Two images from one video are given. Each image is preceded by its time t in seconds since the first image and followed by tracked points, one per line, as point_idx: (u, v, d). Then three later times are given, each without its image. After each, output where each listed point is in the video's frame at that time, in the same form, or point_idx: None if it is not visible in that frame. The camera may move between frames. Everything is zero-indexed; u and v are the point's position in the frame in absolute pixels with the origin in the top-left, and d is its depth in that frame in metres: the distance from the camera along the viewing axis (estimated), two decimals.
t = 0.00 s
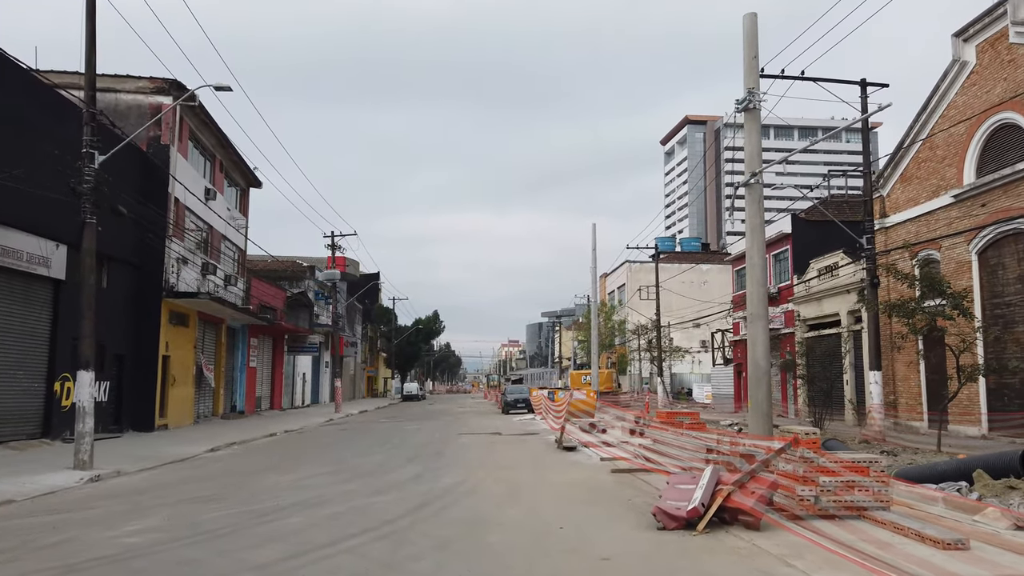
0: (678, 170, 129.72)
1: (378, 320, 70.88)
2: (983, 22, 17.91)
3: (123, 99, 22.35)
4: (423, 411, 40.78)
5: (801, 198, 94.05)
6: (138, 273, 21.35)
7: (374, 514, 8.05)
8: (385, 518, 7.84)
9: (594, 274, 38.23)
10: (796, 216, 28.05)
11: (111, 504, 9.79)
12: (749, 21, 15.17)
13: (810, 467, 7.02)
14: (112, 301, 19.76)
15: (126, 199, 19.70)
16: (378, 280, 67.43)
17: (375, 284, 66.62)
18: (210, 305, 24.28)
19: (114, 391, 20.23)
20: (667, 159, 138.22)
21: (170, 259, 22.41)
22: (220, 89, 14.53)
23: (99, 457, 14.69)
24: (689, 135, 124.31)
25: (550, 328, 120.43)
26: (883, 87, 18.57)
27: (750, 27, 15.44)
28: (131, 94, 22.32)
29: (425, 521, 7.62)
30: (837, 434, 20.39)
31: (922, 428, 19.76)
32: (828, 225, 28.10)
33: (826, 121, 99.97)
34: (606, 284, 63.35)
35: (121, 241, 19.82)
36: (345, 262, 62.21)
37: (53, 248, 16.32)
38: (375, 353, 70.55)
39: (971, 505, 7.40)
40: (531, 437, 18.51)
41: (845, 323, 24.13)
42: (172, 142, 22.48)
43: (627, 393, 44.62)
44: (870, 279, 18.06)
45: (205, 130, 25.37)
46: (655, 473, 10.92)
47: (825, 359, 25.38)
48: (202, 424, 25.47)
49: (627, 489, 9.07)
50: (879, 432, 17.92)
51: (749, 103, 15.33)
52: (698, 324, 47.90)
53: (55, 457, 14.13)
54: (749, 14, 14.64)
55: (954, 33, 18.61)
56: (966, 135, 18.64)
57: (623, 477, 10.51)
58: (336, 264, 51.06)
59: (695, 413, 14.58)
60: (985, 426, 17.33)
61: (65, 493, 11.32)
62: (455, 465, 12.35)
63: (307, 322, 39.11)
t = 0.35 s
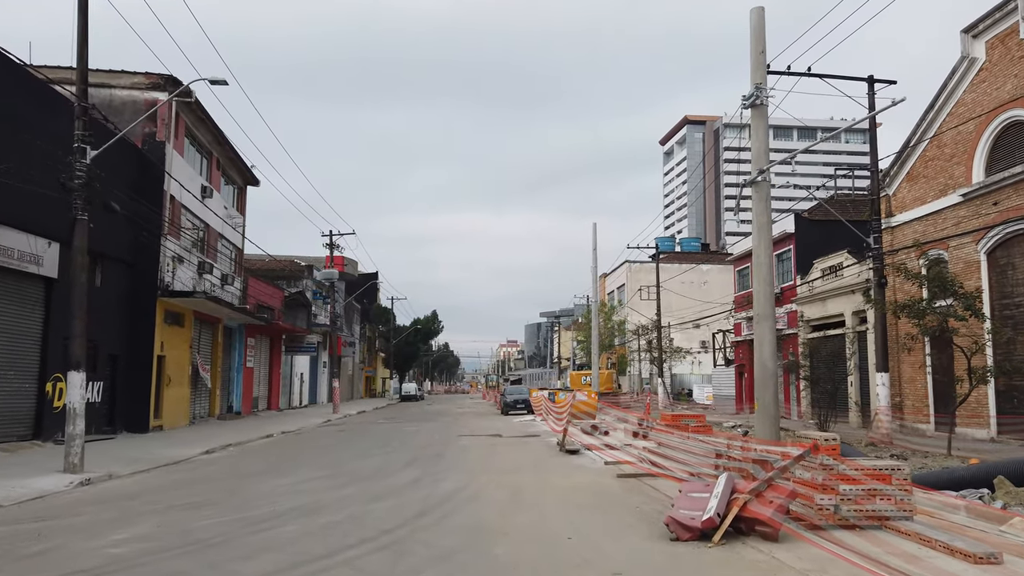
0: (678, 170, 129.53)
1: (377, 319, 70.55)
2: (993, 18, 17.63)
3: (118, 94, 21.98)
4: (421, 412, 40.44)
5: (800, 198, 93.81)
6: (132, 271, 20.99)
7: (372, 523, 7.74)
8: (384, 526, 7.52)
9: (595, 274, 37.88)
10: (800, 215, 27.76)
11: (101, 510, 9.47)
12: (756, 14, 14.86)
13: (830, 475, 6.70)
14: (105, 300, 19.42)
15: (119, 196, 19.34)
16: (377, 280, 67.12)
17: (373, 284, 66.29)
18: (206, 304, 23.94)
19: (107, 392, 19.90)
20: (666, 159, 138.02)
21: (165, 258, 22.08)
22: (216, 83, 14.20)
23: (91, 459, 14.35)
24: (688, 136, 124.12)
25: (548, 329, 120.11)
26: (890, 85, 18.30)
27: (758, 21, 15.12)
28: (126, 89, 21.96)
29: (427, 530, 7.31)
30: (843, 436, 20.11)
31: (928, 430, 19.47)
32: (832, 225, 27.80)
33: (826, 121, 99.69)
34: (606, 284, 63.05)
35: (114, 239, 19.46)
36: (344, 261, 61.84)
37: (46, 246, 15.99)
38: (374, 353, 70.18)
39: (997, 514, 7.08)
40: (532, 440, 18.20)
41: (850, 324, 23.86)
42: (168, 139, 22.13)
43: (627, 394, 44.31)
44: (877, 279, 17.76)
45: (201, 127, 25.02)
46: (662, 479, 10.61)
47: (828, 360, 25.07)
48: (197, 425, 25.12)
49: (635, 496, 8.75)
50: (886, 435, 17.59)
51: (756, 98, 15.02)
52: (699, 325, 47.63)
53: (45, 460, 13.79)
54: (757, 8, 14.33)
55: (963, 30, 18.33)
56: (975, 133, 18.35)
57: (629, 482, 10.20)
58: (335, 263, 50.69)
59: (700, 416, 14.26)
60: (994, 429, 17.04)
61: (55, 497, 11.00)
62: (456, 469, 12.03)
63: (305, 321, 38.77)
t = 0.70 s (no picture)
0: (673, 170, 129.43)
1: (371, 319, 70.11)
2: (996, 12, 17.42)
3: (107, 88, 21.58)
4: (416, 412, 40.08)
5: (796, 198, 93.78)
6: (121, 269, 20.59)
7: (364, 526, 7.41)
8: (377, 530, 7.20)
9: (591, 273, 37.59)
10: (798, 213, 27.53)
11: (81, 514, 9.10)
12: (757, 6, 14.57)
13: (844, 476, 6.40)
14: (92, 298, 19.03)
15: (107, 191, 18.95)
16: (371, 279, 66.68)
17: (367, 283, 65.85)
18: (197, 303, 23.55)
19: (95, 392, 19.50)
20: (661, 159, 137.95)
21: (155, 256, 21.68)
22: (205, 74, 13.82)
23: (76, 461, 13.96)
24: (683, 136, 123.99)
25: (544, 329, 119.81)
26: (891, 80, 18.07)
27: (759, 13, 14.84)
28: (115, 84, 21.57)
29: (422, 534, 6.99)
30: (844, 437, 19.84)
31: (930, 430, 19.25)
32: (831, 223, 27.57)
33: (821, 121, 99.67)
34: (602, 283, 62.80)
35: (101, 235, 19.05)
36: (338, 260, 61.43)
37: (31, 242, 15.67)
38: (368, 353, 69.73)
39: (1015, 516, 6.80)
40: (528, 440, 17.89)
41: (849, 323, 23.64)
42: (158, 134, 21.74)
43: (624, 394, 44.03)
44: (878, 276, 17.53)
45: (193, 122, 24.63)
46: (663, 480, 10.30)
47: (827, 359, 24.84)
48: (188, 426, 24.73)
49: (636, 498, 8.45)
50: (888, 435, 17.33)
51: (757, 92, 14.75)
52: (695, 324, 47.40)
53: (28, 461, 13.40)
54: None
55: (965, 24, 18.11)
56: (977, 128, 18.14)
57: (630, 483, 9.89)
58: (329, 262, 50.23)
59: (701, 415, 13.98)
60: (997, 429, 16.80)
61: (35, 499, 10.63)
62: (451, 470, 11.69)
63: (299, 321, 38.39)
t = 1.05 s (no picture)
0: (669, 170, 129.24)
1: (367, 319, 69.72)
2: (999, 7, 17.20)
3: (97, 85, 21.20)
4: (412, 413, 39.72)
5: (792, 198, 93.76)
6: (112, 269, 20.21)
7: (357, 535, 7.10)
8: (369, 539, 6.89)
9: (588, 272, 37.29)
10: (797, 212, 27.28)
11: (62, 521, 8.76)
12: None
13: (858, 482, 6.11)
14: (81, 299, 18.64)
15: (95, 189, 18.57)
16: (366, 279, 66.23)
17: (363, 283, 65.43)
18: (189, 303, 23.20)
19: (84, 393, 19.13)
20: (658, 159, 137.80)
21: (145, 255, 21.33)
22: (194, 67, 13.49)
23: (61, 464, 13.60)
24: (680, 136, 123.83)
25: (540, 329, 119.44)
26: (893, 76, 17.83)
27: (760, 6, 14.56)
28: (105, 80, 21.20)
29: (417, 542, 6.71)
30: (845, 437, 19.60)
31: (932, 431, 19.02)
32: (830, 222, 27.33)
33: (817, 121, 99.61)
34: (599, 283, 62.55)
35: (90, 234, 18.67)
36: (333, 260, 61.03)
37: (18, 241, 15.35)
38: (363, 353, 69.34)
39: None
40: (526, 441, 17.58)
41: (849, 323, 23.41)
42: (149, 131, 21.37)
43: (621, 394, 43.75)
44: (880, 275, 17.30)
45: (184, 119, 24.27)
46: (665, 484, 10.01)
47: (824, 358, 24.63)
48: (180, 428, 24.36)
49: (638, 503, 8.16)
50: (891, 436, 17.07)
51: (758, 86, 14.48)
52: (692, 324, 47.16)
53: (12, 465, 13.04)
54: None
55: (968, 19, 17.89)
56: (980, 125, 17.90)
57: (631, 487, 9.59)
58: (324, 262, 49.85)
59: (702, 417, 13.69)
60: (1001, 430, 16.55)
61: (17, 505, 10.27)
62: (447, 474, 11.38)
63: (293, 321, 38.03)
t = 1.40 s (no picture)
0: (670, 170, 128.87)
1: (368, 319, 69.39)
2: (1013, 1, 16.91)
3: (95, 80, 20.92)
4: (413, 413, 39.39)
5: (794, 198, 93.42)
6: (110, 267, 19.91)
7: (361, 541, 6.81)
8: (373, 546, 6.60)
9: (591, 271, 36.96)
10: (803, 210, 26.98)
11: (55, 525, 8.46)
12: None
13: (889, 487, 5.82)
14: (78, 297, 18.35)
15: (92, 185, 18.26)
16: (367, 278, 65.88)
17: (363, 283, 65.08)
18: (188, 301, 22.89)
19: (81, 393, 18.83)
20: (659, 159, 137.45)
21: (144, 253, 21.03)
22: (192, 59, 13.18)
23: (57, 465, 13.30)
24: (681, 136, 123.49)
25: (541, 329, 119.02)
26: (903, 71, 17.53)
27: None
28: (103, 75, 20.91)
29: (423, 550, 6.40)
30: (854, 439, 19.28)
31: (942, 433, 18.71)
32: (837, 220, 27.03)
33: (819, 121, 99.33)
34: (600, 283, 62.24)
35: (87, 231, 18.36)
36: (334, 259, 60.71)
37: (13, 236, 15.05)
38: (364, 353, 68.99)
39: None
40: (530, 442, 17.28)
41: (856, 322, 23.12)
42: (147, 127, 21.07)
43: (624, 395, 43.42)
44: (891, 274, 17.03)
45: (183, 115, 23.98)
46: (677, 487, 9.72)
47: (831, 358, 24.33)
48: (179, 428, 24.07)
49: (652, 508, 7.86)
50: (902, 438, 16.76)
51: (769, 80, 14.17)
52: (695, 325, 46.85)
53: (6, 466, 12.73)
54: None
55: (981, 13, 17.61)
56: (992, 121, 17.60)
57: (642, 491, 9.30)
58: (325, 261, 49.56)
59: (712, 418, 13.40)
60: (1014, 432, 16.20)
61: (9, 508, 9.96)
62: (451, 476, 11.08)
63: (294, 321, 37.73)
